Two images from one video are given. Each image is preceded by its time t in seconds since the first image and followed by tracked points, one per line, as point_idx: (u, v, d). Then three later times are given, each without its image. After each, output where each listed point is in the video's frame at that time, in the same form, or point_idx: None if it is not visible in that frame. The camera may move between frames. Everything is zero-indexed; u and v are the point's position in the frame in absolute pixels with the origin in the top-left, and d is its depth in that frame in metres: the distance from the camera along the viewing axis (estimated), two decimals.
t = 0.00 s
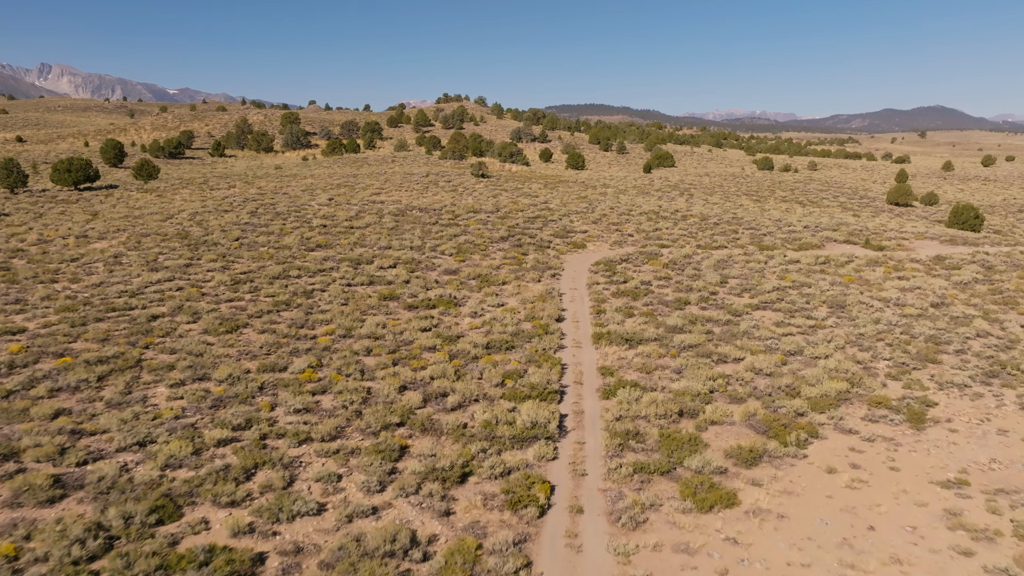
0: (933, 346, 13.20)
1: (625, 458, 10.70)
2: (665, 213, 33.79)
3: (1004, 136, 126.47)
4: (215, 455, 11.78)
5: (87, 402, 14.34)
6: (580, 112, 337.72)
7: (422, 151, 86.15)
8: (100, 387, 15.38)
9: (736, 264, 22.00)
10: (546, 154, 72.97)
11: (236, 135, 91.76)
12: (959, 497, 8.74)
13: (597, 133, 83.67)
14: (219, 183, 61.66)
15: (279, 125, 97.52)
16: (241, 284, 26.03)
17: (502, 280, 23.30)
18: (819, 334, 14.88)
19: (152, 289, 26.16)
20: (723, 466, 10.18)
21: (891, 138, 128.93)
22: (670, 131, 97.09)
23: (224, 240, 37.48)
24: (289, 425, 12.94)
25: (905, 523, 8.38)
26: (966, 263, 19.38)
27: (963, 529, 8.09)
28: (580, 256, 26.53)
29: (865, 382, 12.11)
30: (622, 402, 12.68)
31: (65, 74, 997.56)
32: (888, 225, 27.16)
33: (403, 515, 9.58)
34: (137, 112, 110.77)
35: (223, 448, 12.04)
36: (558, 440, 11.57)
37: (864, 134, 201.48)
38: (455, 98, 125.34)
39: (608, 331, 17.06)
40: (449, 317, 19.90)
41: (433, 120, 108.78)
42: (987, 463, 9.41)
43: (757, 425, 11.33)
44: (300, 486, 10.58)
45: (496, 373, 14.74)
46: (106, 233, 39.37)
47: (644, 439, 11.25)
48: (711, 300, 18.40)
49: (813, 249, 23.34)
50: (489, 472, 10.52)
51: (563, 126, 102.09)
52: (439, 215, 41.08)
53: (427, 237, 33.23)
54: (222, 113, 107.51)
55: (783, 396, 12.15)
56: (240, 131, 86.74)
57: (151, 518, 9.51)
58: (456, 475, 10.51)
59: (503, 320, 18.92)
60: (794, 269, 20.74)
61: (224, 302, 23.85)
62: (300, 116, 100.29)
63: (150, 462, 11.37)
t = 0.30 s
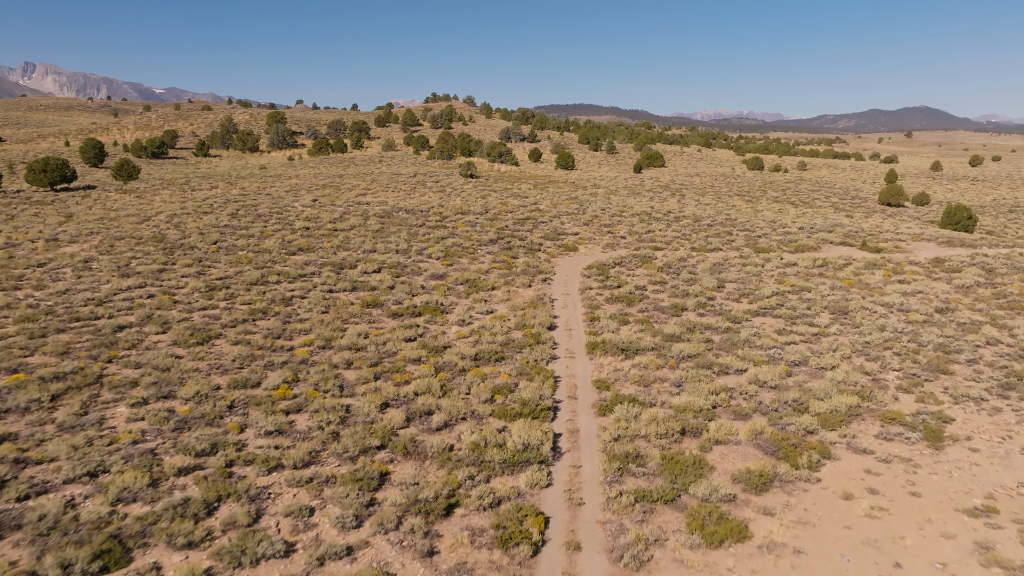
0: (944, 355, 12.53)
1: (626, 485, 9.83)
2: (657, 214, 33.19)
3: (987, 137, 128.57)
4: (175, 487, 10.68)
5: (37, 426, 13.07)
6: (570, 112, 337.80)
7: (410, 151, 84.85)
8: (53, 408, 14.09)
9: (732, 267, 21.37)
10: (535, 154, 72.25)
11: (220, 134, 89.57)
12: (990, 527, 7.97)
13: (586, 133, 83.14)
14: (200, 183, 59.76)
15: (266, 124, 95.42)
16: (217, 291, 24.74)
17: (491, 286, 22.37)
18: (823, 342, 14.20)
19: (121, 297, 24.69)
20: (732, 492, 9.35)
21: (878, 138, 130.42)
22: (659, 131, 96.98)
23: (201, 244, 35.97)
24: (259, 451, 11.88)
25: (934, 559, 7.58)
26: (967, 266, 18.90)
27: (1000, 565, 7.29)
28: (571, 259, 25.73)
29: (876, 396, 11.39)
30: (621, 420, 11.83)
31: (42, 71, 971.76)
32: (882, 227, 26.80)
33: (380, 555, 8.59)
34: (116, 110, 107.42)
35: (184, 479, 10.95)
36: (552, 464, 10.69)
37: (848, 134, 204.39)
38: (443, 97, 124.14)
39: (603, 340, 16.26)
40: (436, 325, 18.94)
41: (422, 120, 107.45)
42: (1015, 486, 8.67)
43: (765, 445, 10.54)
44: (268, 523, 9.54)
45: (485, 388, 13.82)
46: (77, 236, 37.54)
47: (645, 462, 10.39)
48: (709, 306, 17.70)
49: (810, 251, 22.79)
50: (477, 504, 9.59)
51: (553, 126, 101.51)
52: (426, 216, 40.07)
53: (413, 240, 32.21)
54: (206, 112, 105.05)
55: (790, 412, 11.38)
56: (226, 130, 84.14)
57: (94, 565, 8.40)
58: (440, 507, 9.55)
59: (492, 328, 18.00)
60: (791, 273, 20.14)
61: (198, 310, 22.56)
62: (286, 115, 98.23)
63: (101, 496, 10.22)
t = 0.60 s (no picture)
0: (952, 365, 11.93)
1: (624, 518, 8.90)
2: (646, 215, 32.60)
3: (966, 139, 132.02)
4: (121, 527, 9.46)
5: None
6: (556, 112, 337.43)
7: (395, 151, 83.37)
8: None
9: (726, 271, 20.74)
10: (522, 153, 71.42)
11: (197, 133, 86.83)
12: None
13: (572, 133, 82.67)
14: (177, 183, 57.55)
15: (247, 123, 92.98)
16: (185, 299, 23.29)
17: (476, 292, 21.47)
18: (825, 351, 13.54)
19: (83, 305, 23.04)
20: (740, 524, 8.48)
21: (859, 138, 132.68)
22: (646, 130, 96.96)
23: (173, 248, 34.25)
24: (219, 482, 10.68)
25: None
26: (963, 268, 18.53)
27: None
28: (559, 263, 24.89)
29: (886, 411, 10.70)
30: (617, 441, 10.92)
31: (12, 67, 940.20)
32: (873, 228, 26.57)
33: None
34: (89, 108, 103.54)
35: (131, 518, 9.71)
36: (542, 493, 9.76)
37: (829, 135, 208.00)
38: (428, 96, 122.68)
39: (594, 350, 15.41)
40: (418, 335, 17.92)
41: (406, 119, 105.78)
42: None
43: (773, 467, 9.74)
44: (223, 569, 8.41)
45: (470, 406, 12.84)
46: (40, 239, 35.44)
47: (644, 490, 9.51)
48: (703, 313, 17.00)
49: (802, 254, 22.32)
50: (461, 543, 8.58)
51: (539, 125, 100.84)
52: (408, 218, 39.02)
53: (395, 243, 31.16)
54: (186, 110, 102.08)
55: (797, 429, 10.62)
56: (206, 129, 81.88)
57: None
58: (419, 547, 8.52)
59: (477, 337, 17.03)
60: (786, 276, 19.59)
61: (165, 321, 21.12)
62: (266, 114, 95.79)
63: (32, 541, 8.94)
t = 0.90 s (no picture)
0: (961, 376, 11.37)
1: (623, 555, 8.03)
2: (634, 216, 32.01)
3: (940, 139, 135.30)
4: None
5: None
6: (542, 112, 337.42)
7: (377, 150, 81.75)
8: None
9: (718, 274, 20.16)
10: (507, 153, 70.61)
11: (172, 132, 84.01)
12: None
13: (557, 133, 82.14)
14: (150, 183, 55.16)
15: (225, 122, 90.31)
16: (150, 308, 21.81)
17: (460, 298, 20.60)
18: (826, 360, 12.92)
19: (36, 315, 21.30)
20: (751, 561, 7.68)
21: (840, 138, 135.01)
22: (631, 130, 96.98)
23: (141, 252, 32.47)
24: (169, 520, 9.47)
25: None
26: (957, 270, 18.23)
27: None
28: (546, 266, 24.05)
29: (897, 427, 10.04)
30: (612, 464, 10.07)
31: None
32: (862, 228, 26.35)
33: None
34: (57, 107, 99.47)
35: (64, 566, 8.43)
36: (531, 526, 8.86)
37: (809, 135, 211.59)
38: (412, 95, 121.12)
39: (585, 361, 14.57)
40: (398, 346, 16.87)
41: (390, 118, 104.08)
42: None
43: (782, 492, 8.98)
44: None
45: (453, 426, 11.87)
46: None
47: (643, 522, 8.65)
48: (697, 319, 16.30)
49: (794, 256, 21.85)
50: None
51: (524, 125, 100.12)
52: (388, 220, 38.23)
53: (375, 247, 30.44)
54: (162, 109, 98.97)
55: (803, 449, 9.90)
56: (183, 128, 79.13)
57: None
58: None
59: (461, 348, 16.06)
60: (779, 279, 19.04)
61: (127, 332, 19.59)
62: (245, 113, 93.22)
63: None
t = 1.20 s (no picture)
0: (976, 388, 10.76)
1: None
2: (625, 217, 31.37)
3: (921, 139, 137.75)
4: None
5: None
6: (530, 112, 336.49)
7: (363, 150, 80.23)
8: None
9: (714, 278, 19.51)
10: (495, 153, 69.72)
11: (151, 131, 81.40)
12: None
13: (545, 132, 81.55)
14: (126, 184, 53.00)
15: (208, 122, 87.93)
16: (114, 317, 20.36)
17: (446, 306, 19.74)
18: (833, 372, 12.25)
19: None
20: None
21: (826, 138, 136.65)
22: (619, 130, 96.79)
23: (110, 256, 30.78)
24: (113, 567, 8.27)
25: None
26: (958, 273, 17.82)
27: None
28: (536, 271, 23.22)
29: (915, 447, 9.34)
30: (611, 493, 9.21)
31: None
32: (855, 229, 26.04)
33: None
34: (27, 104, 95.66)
35: None
36: (524, 567, 7.94)
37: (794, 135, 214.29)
38: (398, 94, 119.59)
39: (578, 374, 13.73)
40: (380, 359, 15.87)
41: (376, 117, 102.51)
42: None
43: (798, 523, 8.18)
44: None
45: (437, 450, 10.90)
46: None
47: (648, 561, 7.78)
48: (694, 327, 15.59)
49: (790, 258, 21.32)
50: None
51: (512, 124, 99.25)
52: (373, 223, 37.07)
53: (359, 252, 29.32)
54: (143, 108, 96.10)
55: (817, 473, 9.13)
56: (165, 127, 76.69)
57: None
58: None
59: (447, 361, 15.10)
60: (776, 283, 18.46)
61: (87, 345, 18.13)
62: (229, 112, 91.14)
63: None
